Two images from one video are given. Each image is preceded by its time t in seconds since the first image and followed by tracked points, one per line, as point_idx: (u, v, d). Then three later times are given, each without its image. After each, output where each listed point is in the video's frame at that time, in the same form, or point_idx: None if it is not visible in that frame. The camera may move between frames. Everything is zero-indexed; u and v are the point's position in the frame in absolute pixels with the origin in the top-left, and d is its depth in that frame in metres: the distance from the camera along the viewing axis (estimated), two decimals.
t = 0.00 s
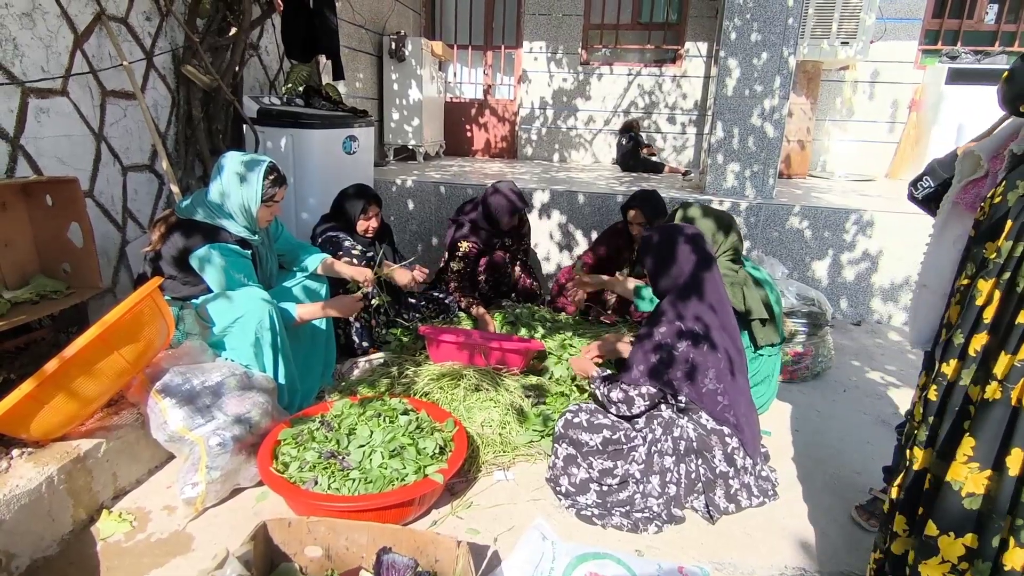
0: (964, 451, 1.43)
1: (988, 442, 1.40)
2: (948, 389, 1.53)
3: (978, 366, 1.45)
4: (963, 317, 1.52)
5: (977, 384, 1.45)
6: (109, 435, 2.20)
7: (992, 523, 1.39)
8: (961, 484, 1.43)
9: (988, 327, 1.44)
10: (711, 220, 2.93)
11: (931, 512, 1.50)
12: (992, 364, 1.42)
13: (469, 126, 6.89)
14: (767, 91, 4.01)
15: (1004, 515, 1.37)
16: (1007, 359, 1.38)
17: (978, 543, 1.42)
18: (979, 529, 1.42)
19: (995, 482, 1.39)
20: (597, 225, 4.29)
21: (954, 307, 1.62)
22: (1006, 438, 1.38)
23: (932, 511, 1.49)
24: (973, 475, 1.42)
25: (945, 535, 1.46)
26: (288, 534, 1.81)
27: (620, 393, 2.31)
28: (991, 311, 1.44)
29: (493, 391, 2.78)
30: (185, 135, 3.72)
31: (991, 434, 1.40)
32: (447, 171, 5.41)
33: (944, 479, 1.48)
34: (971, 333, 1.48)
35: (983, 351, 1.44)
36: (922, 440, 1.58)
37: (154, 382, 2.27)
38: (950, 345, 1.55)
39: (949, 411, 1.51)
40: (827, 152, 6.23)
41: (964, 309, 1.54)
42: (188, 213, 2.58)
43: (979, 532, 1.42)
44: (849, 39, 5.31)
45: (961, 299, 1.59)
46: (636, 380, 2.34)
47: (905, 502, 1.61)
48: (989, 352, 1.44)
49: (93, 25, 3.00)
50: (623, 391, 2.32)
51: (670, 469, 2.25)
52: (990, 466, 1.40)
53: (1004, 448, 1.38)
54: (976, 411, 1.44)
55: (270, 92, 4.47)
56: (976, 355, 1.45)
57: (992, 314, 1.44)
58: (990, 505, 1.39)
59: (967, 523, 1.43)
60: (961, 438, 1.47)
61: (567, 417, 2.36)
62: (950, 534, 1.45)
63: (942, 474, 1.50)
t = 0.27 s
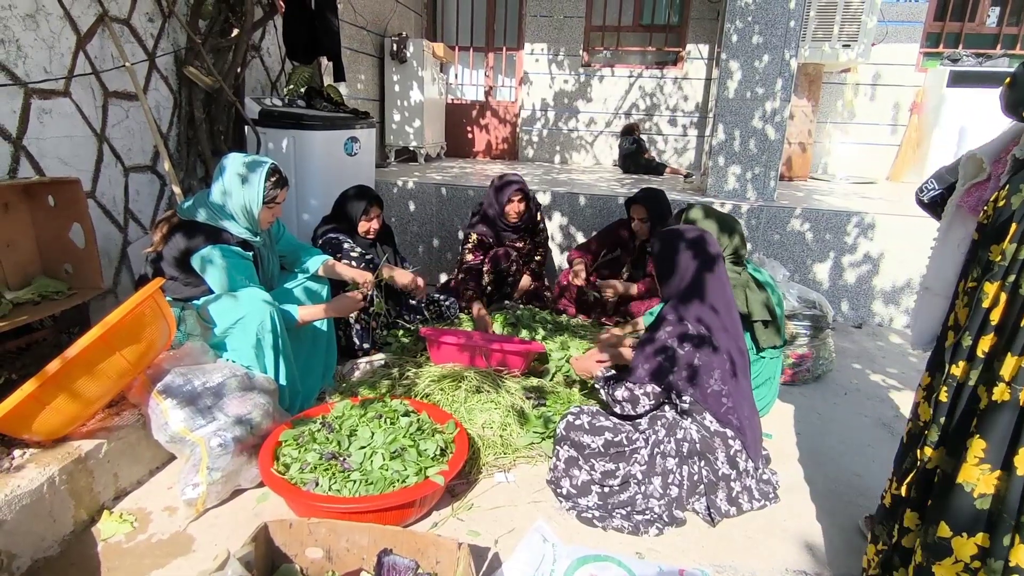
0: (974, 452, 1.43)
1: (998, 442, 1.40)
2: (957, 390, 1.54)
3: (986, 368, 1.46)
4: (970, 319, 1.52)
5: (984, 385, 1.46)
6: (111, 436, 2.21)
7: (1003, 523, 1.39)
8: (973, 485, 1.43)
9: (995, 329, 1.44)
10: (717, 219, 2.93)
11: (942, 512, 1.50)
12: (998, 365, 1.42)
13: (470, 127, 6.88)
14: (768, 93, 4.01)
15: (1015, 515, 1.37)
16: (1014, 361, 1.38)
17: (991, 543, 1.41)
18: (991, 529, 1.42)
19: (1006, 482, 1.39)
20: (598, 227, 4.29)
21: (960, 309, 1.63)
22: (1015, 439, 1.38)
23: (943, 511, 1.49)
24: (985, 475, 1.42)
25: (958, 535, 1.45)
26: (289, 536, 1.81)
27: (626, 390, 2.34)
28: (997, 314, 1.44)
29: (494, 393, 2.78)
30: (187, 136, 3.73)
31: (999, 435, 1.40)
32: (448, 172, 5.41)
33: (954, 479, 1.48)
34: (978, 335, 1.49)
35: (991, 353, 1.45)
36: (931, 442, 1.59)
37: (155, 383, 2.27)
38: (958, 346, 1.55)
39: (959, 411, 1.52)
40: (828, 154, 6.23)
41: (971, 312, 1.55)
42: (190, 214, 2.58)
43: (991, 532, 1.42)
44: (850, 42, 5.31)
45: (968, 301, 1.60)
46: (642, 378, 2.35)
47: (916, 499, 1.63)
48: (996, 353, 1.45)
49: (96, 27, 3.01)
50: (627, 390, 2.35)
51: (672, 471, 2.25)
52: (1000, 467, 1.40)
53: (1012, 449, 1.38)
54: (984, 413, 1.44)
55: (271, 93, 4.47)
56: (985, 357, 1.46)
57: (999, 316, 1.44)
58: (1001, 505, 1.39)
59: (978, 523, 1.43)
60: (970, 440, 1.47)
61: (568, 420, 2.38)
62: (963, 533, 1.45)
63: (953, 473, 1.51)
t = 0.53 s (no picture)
0: (970, 451, 1.42)
1: (992, 440, 1.39)
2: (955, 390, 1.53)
3: (983, 367, 1.46)
4: (968, 319, 1.53)
5: (980, 384, 1.45)
6: (109, 436, 2.21)
7: (994, 520, 1.38)
8: (968, 482, 1.42)
9: (991, 330, 1.44)
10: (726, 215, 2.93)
11: (937, 511, 1.49)
12: (995, 365, 1.42)
13: (470, 128, 6.87)
14: (768, 95, 4.01)
15: (1008, 514, 1.36)
16: (1009, 361, 1.37)
17: (981, 540, 1.41)
18: (983, 527, 1.41)
19: (1000, 482, 1.38)
20: (598, 228, 4.29)
21: (960, 310, 1.63)
22: (1009, 438, 1.37)
23: (940, 509, 1.48)
24: (979, 473, 1.41)
25: (953, 531, 1.44)
26: (286, 537, 1.80)
27: (626, 394, 2.31)
28: (993, 314, 1.44)
29: (492, 394, 2.78)
30: (187, 136, 3.73)
31: (993, 434, 1.39)
32: (448, 173, 5.41)
33: (951, 477, 1.48)
34: (975, 335, 1.49)
35: (987, 353, 1.45)
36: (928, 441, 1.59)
37: (153, 384, 2.27)
38: (956, 347, 1.56)
39: (956, 410, 1.51)
40: (828, 156, 6.24)
41: (969, 312, 1.55)
42: (189, 215, 2.58)
43: (984, 530, 1.41)
44: (850, 44, 5.31)
45: (966, 303, 1.60)
46: (642, 380, 2.34)
47: (912, 498, 1.62)
48: (992, 353, 1.45)
49: (95, 27, 3.01)
50: (628, 393, 2.32)
51: (670, 473, 2.24)
52: (994, 466, 1.39)
53: (1006, 448, 1.37)
54: (980, 412, 1.43)
55: (271, 94, 4.47)
56: (982, 356, 1.46)
57: (995, 316, 1.44)
58: (993, 504, 1.38)
59: (971, 521, 1.42)
60: (966, 440, 1.46)
61: (567, 421, 2.36)
62: (957, 531, 1.44)
63: (948, 471, 1.50)
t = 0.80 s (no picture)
0: (959, 446, 1.43)
1: (981, 436, 1.39)
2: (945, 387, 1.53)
3: (973, 364, 1.45)
4: (960, 316, 1.53)
5: (970, 381, 1.45)
6: (104, 436, 2.20)
7: (981, 515, 1.38)
8: (956, 477, 1.42)
9: (982, 326, 1.44)
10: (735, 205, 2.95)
11: (927, 506, 1.49)
12: (985, 361, 1.42)
13: (469, 129, 6.86)
14: (766, 95, 4.01)
15: (996, 509, 1.36)
16: (999, 357, 1.37)
17: (968, 536, 1.41)
18: (971, 522, 1.41)
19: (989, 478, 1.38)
20: (596, 228, 4.28)
21: (953, 307, 1.62)
22: (998, 434, 1.37)
23: (929, 504, 1.48)
24: (968, 468, 1.41)
25: (941, 526, 1.44)
26: (280, 537, 1.80)
27: (626, 399, 2.29)
28: (984, 311, 1.44)
29: (489, 394, 2.78)
30: (185, 136, 3.72)
31: (983, 429, 1.39)
32: (446, 174, 5.41)
33: (940, 472, 1.47)
34: (966, 331, 1.49)
35: (978, 349, 1.44)
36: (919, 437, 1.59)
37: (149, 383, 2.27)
38: (948, 343, 1.56)
39: (946, 406, 1.51)
40: (827, 157, 6.27)
41: (961, 310, 1.55)
42: (185, 214, 2.57)
43: (971, 525, 1.41)
44: (848, 45, 5.32)
45: (959, 300, 1.59)
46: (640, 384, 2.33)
47: (902, 494, 1.62)
48: (982, 350, 1.45)
49: (93, 26, 3.01)
50: (627, 398, 2.30)
51: (667, 473, 2.24)
52: (983, 462, 1.39)
53: (994, 444, 1.37)
54: (970, 408, 1.43)
55: (270, 93, 4.47)
56: (972, 352, 1.46)
57: (985, 313, 1.44)
58: (981, 499, 1.38)
59: (959, 516, 1.42)
60: (956, 436, 1.46)
61: (563, 421, 2.36)
62: (946, 525, 1.44)
63: (936, 467, 1.49)
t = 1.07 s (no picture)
0: (950, 444, 1.43)
1: (972, 433, 1.39)
2: (937, 385, 1.53)
3: (965, 363, 1.46)
4: (951, 315, 1.53)
5: (962, 379, 1.46)
6: (98, 436, 2.19)
7: (970, 512, 1.38)
8: (947, 475, 1.42)
9: (973, 325, 1.44)
10: (735, 211, 3.07)
11: (919, 504, 1.49)
12: (976, 360, 1.42)
13: (467, 129, 6.87)
14: (763, 96, 4.02)
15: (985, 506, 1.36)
16: (989, 355, 1.38)
17: (958, 533, 1.41)
18: (961, 519, 1.41)
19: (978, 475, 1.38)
20: (593, 229, 4.28)
21: (944, 306, 1.62)
22: (989, 430, 1.37)
23: (922, 501, 1.48)
24: (960, 465, 1.41)
25: (932, 523, 1.45)
26: (274, 538, 1.80)
27: (622, 401, 2.29)
28: (976, 310, 1.44)
29: (485, 394, 2.78)
30: (181, 136, 3.72)
31: (973, 427, 1.39)
32: (444, 174, 5.41)
33: (932, 469, 1.48)
34: (957, 331, 1.49)
35: (969, 348, 1.44)
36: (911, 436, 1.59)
37: (143, 383, 2.26)
38: (939, 342, 1.56)
39: (938, 405, 1.51)
40: (823, 158, 6.28)
41: (953, 309, 1.55)
42: (181, 214, 2.57)
43: (961, 522, 1.41)
44: (845, 46, 5.33)
45: (950, 300, 1.60)
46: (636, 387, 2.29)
47: (894, 493, 1.62)
48: (973, 348, 1.45)
49: (89, 25, 3.00)
50: (624, 400, 2.29)
51: (662, 474, 2.25)
52: (973, 459, 1.39)
53: (983, 442, 1.37)
54: (961, 406, 1.43)
55: (267, 93, 4.47)
56: (964, 351, 1.46)
57: (977, 312, 1.44)
58: (970, 496, 1.38)
59: (950, 513, 1.42)
60: (947, 434, 1.46)
61: (559, 421, 2.35)
62: (937, 522, 1.44)
63: (929, 465, 1.50)
